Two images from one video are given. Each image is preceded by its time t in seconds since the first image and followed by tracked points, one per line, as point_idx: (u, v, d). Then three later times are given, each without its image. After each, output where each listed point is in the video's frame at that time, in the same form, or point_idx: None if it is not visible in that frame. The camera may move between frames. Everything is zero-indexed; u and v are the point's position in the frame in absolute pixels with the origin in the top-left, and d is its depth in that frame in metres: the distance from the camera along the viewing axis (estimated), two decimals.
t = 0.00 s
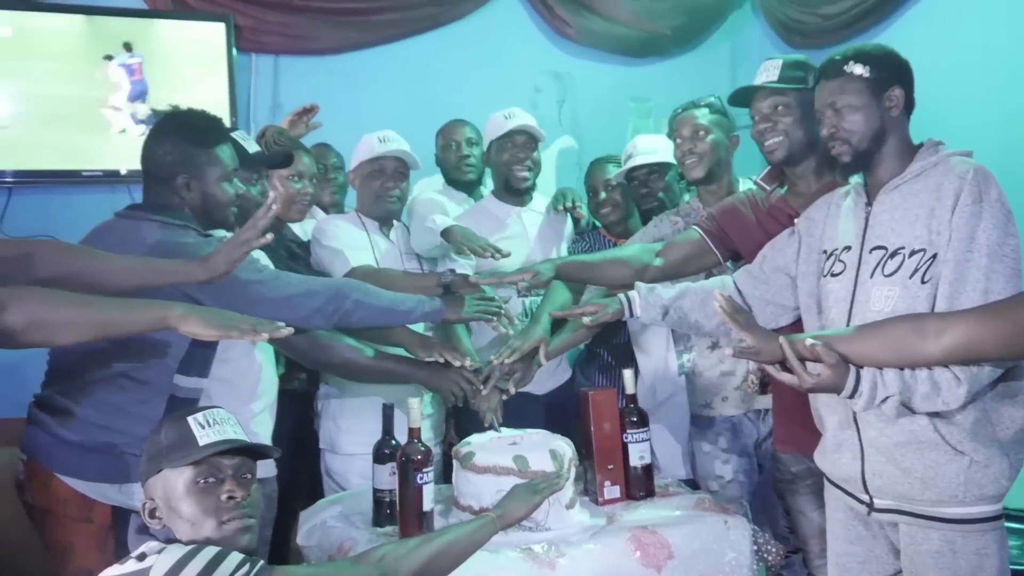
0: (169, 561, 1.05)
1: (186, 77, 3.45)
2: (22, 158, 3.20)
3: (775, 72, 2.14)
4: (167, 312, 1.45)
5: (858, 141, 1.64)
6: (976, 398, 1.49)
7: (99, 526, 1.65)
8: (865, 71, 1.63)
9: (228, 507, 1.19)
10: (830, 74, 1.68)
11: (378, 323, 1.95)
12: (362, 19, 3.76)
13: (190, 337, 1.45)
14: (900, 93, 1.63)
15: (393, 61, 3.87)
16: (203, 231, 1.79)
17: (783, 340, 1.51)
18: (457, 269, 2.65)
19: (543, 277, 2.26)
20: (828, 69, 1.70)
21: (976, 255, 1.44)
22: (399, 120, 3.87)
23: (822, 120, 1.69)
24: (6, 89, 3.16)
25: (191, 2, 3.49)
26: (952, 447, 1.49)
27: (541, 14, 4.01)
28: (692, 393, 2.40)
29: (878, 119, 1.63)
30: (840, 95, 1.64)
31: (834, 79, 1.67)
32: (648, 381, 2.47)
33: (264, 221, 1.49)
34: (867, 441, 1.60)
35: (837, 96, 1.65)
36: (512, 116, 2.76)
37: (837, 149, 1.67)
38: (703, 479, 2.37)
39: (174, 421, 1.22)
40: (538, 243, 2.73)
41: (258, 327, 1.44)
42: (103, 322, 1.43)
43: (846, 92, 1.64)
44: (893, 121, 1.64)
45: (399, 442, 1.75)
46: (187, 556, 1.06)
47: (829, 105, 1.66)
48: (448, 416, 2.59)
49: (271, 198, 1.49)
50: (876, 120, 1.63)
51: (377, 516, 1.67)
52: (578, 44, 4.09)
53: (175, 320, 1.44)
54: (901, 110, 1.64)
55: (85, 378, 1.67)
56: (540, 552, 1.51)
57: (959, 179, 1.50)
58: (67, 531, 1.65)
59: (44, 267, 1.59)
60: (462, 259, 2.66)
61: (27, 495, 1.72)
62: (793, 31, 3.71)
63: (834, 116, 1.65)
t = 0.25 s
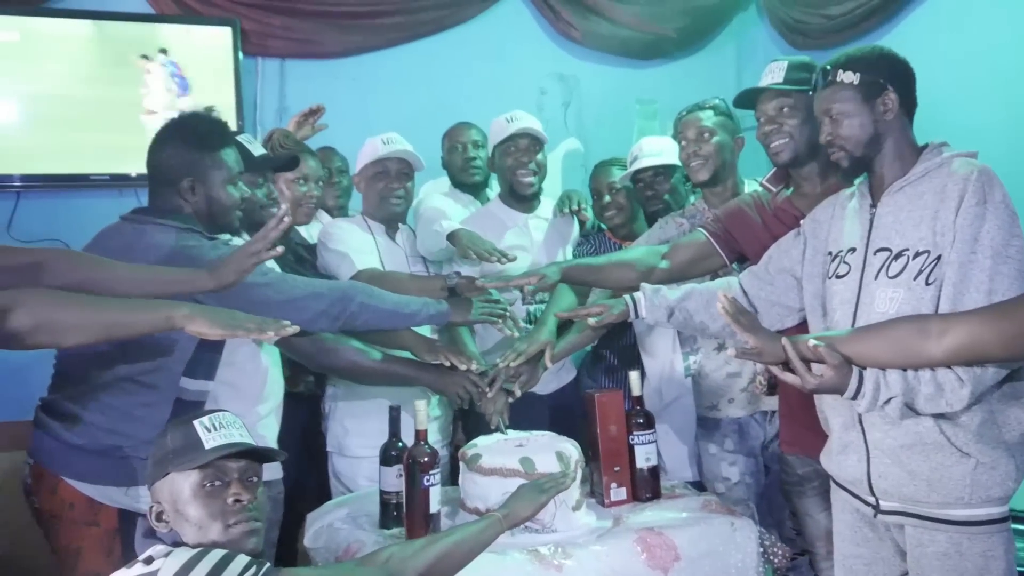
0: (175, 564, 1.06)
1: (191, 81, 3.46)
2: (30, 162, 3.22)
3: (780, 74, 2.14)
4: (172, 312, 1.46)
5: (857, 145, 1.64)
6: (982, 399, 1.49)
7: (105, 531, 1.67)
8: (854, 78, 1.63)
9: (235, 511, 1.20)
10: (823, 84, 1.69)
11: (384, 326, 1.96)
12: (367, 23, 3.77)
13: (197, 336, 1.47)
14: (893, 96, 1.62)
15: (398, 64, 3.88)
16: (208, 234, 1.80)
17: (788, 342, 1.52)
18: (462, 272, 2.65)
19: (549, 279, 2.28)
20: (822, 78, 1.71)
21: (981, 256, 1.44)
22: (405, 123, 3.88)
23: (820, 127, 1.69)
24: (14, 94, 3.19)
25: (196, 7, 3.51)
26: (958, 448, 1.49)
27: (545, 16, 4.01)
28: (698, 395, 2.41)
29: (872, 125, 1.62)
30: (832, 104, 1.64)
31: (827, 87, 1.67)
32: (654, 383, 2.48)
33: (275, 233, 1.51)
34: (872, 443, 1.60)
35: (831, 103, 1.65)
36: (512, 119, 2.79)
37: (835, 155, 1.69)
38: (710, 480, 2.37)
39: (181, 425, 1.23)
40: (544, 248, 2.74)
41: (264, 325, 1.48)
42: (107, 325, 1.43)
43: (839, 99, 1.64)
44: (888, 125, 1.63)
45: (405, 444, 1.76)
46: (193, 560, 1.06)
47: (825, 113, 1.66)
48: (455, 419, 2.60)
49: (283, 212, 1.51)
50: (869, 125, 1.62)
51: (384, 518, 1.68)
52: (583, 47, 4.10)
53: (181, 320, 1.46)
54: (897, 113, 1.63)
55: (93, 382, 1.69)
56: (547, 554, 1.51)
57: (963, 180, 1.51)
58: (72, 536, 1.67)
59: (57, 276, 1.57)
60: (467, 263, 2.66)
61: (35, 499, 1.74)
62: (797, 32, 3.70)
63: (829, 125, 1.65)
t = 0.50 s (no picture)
0: (179, 564, 1.06)
1: (198, 80, 3.47)
2: (36, 161, 3.23)
3: (786, 77, 2.14)
4: (177, 311, 1.46)
5: (858, 149, 1.63)
6: (986, 403, 1.49)
7: (108, 531, 1.68)
8: (853, 83, 1.63)
9: (238, 511, 1.20)
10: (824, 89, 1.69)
11: (387, 326, 1.96)
12: (373, 23, 3.77)
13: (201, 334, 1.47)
14: (893, 100, 1.61)
15: (404, 65, 3.89)
16: (212, 234, 1.80)
17: (791, 344, 1.53)
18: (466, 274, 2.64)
19: (553, 282, 2.27)
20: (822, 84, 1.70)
21: (985, 260, 1.44)
22: (410, 124, 3.89)
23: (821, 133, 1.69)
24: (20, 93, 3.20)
25: (203, 6, 3.51)
26: (962, 453, 1.49)
27: (551, 17, 4.01)
28: (702, 397, 2.41)
29: (872, 130, 1.62)
30: (835, 107, 1.64)
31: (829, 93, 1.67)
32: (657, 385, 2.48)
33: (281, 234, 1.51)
34: (876, 447, 1.59)
35: (832, 109, 1.65)
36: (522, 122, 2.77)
37: (837, 160, 1.69)
38: (713, 483, 2.38)
39: (185, 424, 1.23)
40: (549, 249, 2.74)
41: (268, 324, 1.47)
42: (114, 322, 1.44)
43: (839, 104, 1.64)
44: (888, 129, 1.63)
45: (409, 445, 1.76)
46: (196, 560, 1.07)
47: (826, 119, 1.66)
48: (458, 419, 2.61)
49: (287, 216, 1.51)
50: (869, 130, 1.62)
51: (388, 519, 1.68)
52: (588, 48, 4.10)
53: (185, 318, 1.46)
54: (897, 116, 1.62)
55: (98, 381, 1.69)
56: (550, 556, 1.51)
57: (967, 184, 1.50)
58: (75, 536, 1.68)
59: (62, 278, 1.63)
60: (471, 265, 2.65)
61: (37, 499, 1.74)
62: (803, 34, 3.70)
63: (832, 130, 1.65)
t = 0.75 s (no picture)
0: (177, 561, 1.06)
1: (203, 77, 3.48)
2: (41, 156, 3.24)
3: (790, 79, 2.14)
4: (182, 306, 1.46)
5: (858, 155, 1.63)
6: (988, 406, 1.49)
7: (109, 527, 1.68)
8: (847, 91, 1.63)
9: (237, 508, 1.20)
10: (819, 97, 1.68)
11: (389, 323, 1.97)
12: (379, 22, 3.77)
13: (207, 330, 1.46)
14: (890, 105, 1.61)
15: (409, 63, 3.89)
16: (214, 229, 1.80)
17: (788, 345, 1.53)
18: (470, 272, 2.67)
19: (556, 280, 2.26)
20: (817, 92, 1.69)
21: (988, 263, 1.43)
22: (415, 122, 3.89)
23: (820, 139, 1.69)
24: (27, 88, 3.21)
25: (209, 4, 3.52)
26: (964, 456, 1.48)
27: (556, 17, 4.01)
28: (705, 398, 2.41)
29: (870, 135, 1.62)
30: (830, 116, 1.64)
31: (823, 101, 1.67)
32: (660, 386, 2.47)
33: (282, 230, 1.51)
34: (878, 451, 1.59)
35: (829, 117, 1.65)
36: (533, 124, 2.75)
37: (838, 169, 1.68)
38: (715, 484, 2.38)
39: (183, 421, 1.23)
40: (552, 248, 2.75)
41: (272, 320, 1.47)
42: (117, 318, 1.44)
43: (836, 113, 1.63)
44: (886, 134, 1.62)
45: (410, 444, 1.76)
46: (194, 558, 1.07)
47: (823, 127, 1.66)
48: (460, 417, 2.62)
49: (290, 212, 1.50)
50: (867, 134, 1.62)
51: (389, 516, 1.69)
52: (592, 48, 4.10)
53: (191, 313, 1.45)
54: (894, 121, 1.62)
55: (99, 377, 1.70)
56: (550, 555, 1.51)
57: (971, 187, 1.50)
58: (75, 533, 1.68)
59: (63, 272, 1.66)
60: (476, 262, 2.67)
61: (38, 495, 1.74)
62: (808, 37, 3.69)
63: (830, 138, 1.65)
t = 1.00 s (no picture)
0: (181, 561, 1.06)
1: (207, 79, 3.47)
2: (45, 157, 3.24)
3: (790, 78, 2.13)
4: (189, 310, 1.47)
5: (855, 156, 1.62)
6: (994, 404, 1.48)
7: (112, 528, 1.68)
8: (843, 92, 1.61)
9: (241, 508, 1.20)
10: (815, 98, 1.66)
11: (394, 324, 1.96)
12: (382, 22, 3.77)
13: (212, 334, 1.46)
14: (886, 106, 1.60)
15: (412, 64, 3.89)
16: (219, 231, 1.80)
17: (793, 344, 1.51)
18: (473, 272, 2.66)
19: (559, 279, 2.25)
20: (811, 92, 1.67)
21: (990, 261, 1.42)
22: (418, 123, 3.89)
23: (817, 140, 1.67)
24: (28, 88, 3.19)
25: (212, 4, 3.52)
26: (970, 455, 1.47)
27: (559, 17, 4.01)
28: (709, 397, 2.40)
29: (866, 136, 1.61)
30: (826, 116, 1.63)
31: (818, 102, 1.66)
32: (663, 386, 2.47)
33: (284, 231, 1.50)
34: (884, 450, 1.58)
35: (824, 118, 1.63)
36: (542, 125, 2.73)
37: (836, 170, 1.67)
38: (720, 483, 2.37)
39: (186, 421, 1.23)
40: (555, 248, 2.74)
41: (278, 326, 1.46)
42: (124, 321, 1.45)
43: (832, 114, 1.62)
44: (882, 134, 1.61)
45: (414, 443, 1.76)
46: (199, 558, 1.07)
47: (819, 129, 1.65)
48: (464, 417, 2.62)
49: (291, 212, 1.50)
50: (864, 136, 1.61)
51: (393, 516, 1.69)
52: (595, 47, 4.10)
53: (196, 318, 1.46)
54: (890, 121, 1.61)
55: (102, 378, 1.70)
56: (555, 554, 1.51)
57: (970, 186, 1.49)
58: (78, 533, 1.68)
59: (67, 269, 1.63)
60: (479, 262, 2.66)
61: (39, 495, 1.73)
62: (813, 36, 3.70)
63: (826, 138, 1.64)
